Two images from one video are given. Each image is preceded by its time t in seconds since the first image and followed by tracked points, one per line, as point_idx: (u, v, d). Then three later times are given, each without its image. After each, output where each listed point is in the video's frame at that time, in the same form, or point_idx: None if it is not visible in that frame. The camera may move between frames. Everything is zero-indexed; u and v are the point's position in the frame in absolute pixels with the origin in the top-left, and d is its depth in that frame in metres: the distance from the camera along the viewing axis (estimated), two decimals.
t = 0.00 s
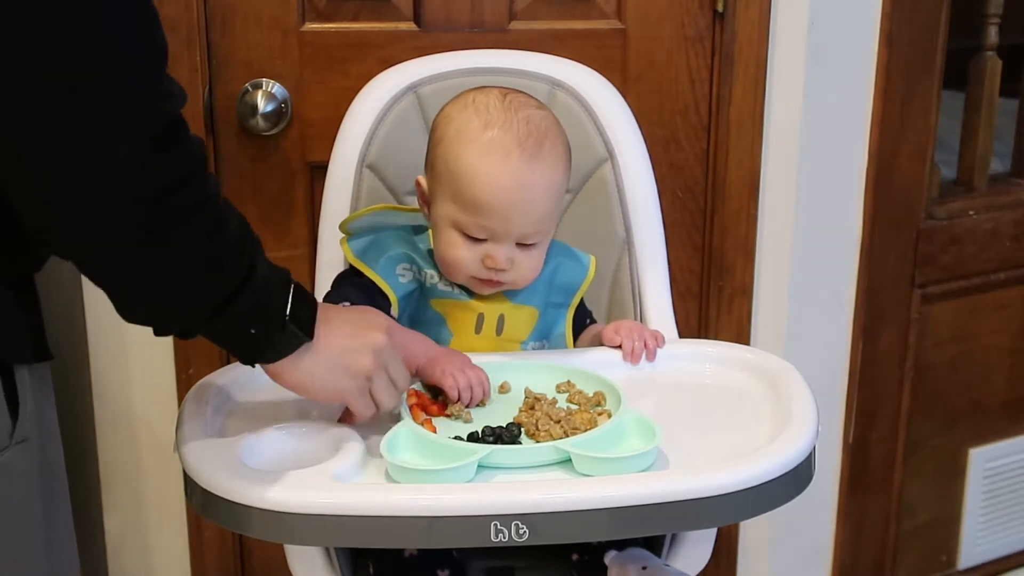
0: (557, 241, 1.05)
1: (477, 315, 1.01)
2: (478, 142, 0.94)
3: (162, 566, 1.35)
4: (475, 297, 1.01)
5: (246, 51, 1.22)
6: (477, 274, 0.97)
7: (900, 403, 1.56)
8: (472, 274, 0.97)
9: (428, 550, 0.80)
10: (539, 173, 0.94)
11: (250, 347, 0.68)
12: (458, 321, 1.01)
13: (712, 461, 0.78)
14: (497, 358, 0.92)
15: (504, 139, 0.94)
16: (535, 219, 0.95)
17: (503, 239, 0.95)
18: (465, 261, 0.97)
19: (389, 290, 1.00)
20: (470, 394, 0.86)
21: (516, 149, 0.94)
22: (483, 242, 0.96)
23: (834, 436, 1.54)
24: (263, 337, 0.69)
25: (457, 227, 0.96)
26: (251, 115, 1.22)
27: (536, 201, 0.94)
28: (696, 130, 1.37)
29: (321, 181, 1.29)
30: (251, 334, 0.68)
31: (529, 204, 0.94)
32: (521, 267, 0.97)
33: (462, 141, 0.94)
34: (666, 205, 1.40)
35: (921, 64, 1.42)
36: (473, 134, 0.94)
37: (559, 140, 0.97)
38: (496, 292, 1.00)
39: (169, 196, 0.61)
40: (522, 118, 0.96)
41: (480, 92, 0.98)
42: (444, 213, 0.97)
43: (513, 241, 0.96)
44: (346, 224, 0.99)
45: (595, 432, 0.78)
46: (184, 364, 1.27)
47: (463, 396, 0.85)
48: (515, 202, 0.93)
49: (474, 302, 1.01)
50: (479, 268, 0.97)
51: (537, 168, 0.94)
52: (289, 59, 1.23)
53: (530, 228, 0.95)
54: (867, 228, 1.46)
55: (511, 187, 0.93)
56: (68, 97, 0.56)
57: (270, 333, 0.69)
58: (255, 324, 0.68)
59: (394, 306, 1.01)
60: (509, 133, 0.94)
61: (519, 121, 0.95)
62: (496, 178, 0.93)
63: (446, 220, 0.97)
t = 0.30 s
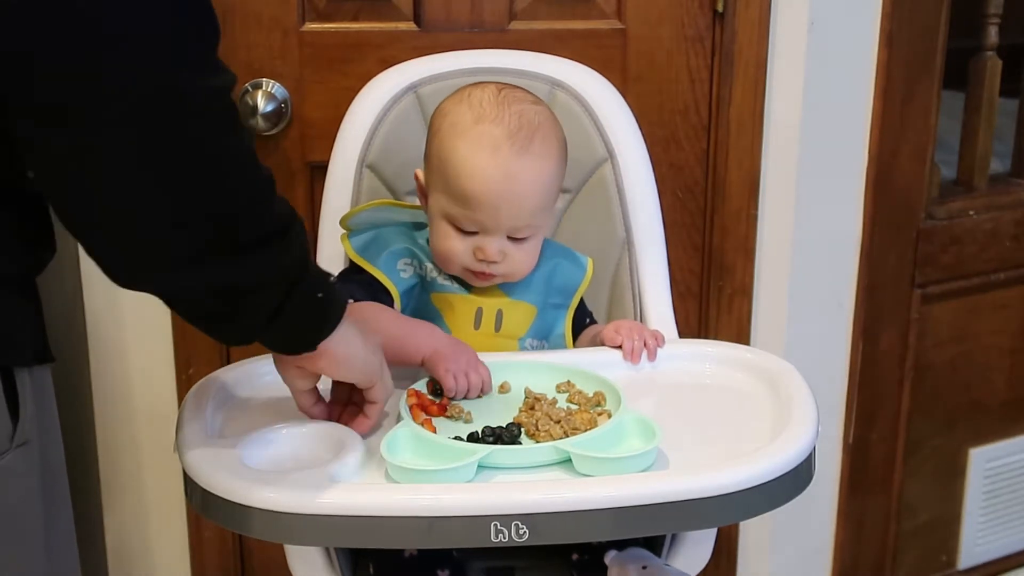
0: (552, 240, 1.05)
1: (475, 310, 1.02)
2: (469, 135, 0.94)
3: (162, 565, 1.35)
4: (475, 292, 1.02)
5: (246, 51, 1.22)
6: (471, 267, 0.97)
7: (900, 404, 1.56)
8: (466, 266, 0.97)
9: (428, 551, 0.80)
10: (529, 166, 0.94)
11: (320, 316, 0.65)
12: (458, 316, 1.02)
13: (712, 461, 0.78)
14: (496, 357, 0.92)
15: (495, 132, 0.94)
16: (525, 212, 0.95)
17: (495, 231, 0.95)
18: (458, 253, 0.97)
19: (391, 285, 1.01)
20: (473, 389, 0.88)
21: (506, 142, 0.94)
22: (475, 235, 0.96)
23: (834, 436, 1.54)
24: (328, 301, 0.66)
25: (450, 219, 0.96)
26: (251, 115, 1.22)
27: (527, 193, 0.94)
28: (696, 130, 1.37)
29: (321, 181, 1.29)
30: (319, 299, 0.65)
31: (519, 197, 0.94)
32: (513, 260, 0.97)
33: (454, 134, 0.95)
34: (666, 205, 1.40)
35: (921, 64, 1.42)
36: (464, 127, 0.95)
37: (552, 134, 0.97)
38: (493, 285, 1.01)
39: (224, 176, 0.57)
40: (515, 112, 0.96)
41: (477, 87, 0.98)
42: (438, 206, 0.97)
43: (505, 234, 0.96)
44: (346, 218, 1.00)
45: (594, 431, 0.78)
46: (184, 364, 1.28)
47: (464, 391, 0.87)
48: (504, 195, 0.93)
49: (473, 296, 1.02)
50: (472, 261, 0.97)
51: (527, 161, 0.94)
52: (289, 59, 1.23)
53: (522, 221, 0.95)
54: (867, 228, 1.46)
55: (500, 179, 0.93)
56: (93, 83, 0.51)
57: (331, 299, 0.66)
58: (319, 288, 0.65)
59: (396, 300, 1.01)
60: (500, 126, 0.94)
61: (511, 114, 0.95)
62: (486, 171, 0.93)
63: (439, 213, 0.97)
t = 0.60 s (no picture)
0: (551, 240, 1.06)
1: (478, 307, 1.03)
2: (458, 124, 0.94)
3: (162, 566, 1.35)
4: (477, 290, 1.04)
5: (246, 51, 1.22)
6: (459, 255, 0.97)
7: (900, 403, 1.56)
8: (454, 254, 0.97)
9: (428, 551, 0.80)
10: (515, 154, 0.94)
11: (368, 298, 0.64)
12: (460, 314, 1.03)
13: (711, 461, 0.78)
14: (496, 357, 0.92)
15: (483, 121, 0.94)
16: (512, 200, 0.95)
17: (484, 218, 0.95)
18: (446, 241, 0.97)
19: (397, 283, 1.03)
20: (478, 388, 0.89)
21: (494, 130, 0.94)
22: (463, 222, 0.96)
23: (834, 436, 1.54)
24: (378, 285, 0.64)
25: (440, 208, 0.97)
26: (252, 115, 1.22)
27: (513, 181, 0.94)
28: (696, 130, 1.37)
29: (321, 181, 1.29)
30: (367, 282, 0.64)
31: (505, 185, 0.94)
32: (503, 249, 0.97)
33: (444, 123, 0.95)
34: (666, 205, 1.39)
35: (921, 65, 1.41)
36: (454, 116, 0.95)
37: (544, 125, 0.97)
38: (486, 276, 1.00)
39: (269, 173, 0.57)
40: (506, 103, 0.96)
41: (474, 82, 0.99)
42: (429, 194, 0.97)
43: (493, 222, 0.96)
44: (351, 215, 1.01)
45: (594, 432, 0.78)
46: (184, 364, 1.28)
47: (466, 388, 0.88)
48: (492, 181, 0.93)
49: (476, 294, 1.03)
50: (460, 248, 0.97)
51: (514, 149, 0.94)
52: (289, 59, 1.23)
53: (510, 208, 0.95)
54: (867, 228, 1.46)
55: (486, 167, 0.93)
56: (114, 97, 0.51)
57: (382, 281, 0.65)
58: (368, 271, 0.63)
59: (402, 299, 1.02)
60: (489, 115, 0.95)
61: (502, 104, 0.96)
62: (472, 158, 0.93)
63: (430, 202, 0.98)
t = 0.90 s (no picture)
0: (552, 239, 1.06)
1: (479, 305, 1.02)
2: (474, 115, 0.94)
3: (161, 566, 1.35)
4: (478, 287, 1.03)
5: (246, 51, 1.22)
6: (476, 247, 0.97)
7: (900, 403, 1.56)
8: (471, 246, 0.97)
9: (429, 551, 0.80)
10: (534, 144, 0.94)
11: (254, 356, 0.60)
12: (461, 311, 1.02)
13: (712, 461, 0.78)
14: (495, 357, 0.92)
15: (500, 113, 0.94)
16: (531, 190, 0.95)
17: (500, 208, 0.95)
18: (463, 233, 0.96)
19: (396, 282, 1.00)
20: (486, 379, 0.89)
21: (512, 121, 0.94)
22: (480, 213, 0.95)
23: (834, 436, 1.54)
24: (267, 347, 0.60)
25: (455, 200, 0.96)
26: (252, 115, 1.23)
27: (533, 171, 0.94)
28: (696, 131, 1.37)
29: (321, 181, 1.29)
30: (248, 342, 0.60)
31: (525, 174, 0.94)
32: (517, 240, 0.97)
33: (457, 115, 0.95)
34: (666, 205, 1.39)
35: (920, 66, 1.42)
36: (469, 108, 0.95)
37: (556, 119, 0.97)
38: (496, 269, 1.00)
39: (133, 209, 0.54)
40: (519, 97, 0.96)
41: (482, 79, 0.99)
42: (442, 187, 0.97)
43: (510, 213, 0.95)
44: (353, 213, 1.00)
45: (594, 432, 0.78)
46: (184, 364, 1.28)
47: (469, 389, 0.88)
48: (508, 171, 0.93)
49: (476, 292, 1.02)
50: (477, 240, 0.96)
51: (532, 140, 0.94)
52: (289, 59, 1.23)
53: (526, 198, 0.95)
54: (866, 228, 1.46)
55: (506, 157, 0.93)
56: None
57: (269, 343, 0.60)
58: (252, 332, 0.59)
59: (401, 299, 1.01)
60: (504, 108, 0.95)
61: (515, 98, 0.96)
62: (491, 147, 0.93)
63: (444, 194, 0.97)
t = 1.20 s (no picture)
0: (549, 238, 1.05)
1: (477, 305, 1.02)
2: (465, 120, 0.94)
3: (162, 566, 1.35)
4: (476, 287, 1.02)
5: (246, 51, 1.22)
6: (472, 252, 0.97)
7: (900, 403, 1.56)
8: (467, 251, 0.97)
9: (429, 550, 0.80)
10: (526, 148, 0.93)
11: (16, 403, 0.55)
12: (459, 311, 1.01)
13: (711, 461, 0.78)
14: (495, 357, 0.91)
15: (492, 116, 0.94)
16: (525, 194, 0.94)
17: (494, 213, 0.95)
18: (459, 238, 0.96)
19: (390, 282, 1.00)
20: (480, 367, 0.88)
21: (504, 125, 0.93)
22: (475, 219, 0.95)
23: (834, 436, 1.54)
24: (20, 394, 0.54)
25: (449, 205, 0.96)
26: (251, 115, 1.22)
27: (527, 175, 0.93)
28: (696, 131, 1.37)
29: (321, 181, 1.29)
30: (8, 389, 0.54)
31: (519, 180, 0.93)
32: (513, 244, 0.97)
33: (449, 120, 0.94)
34: (666, 205, 1.39)
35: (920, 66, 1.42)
36: (460, 113, 0.94)
37: (549, 119, 0.96)
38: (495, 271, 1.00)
39: None
40: (511, 99, 0.95)
41: (475, 79, 0.98)
42: (436, 192, 0.97)
43: (504, 218, 0.95)
44: (348, 214, 1.00)
45: (594, 432, 0.78)
46: (184, 365, 1.28)
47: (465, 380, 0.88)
48: (501, 176, 0.93)
49: (474, 292, 1.02)
50: (473, 245, 0.96)
51: (525, 144, 0.93)
52: (289, 59, 1.23)
53: (520, 203, 0.94)
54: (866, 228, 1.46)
55: (499, 162, 0.92)
56: None
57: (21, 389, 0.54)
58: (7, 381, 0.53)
59: (393, 299, 1.00)
60: (495, 111, 0.94)
61: (507, 101, 0.95)
62: (483, 153, 0.92)
63: (438, 199, 0.97)
